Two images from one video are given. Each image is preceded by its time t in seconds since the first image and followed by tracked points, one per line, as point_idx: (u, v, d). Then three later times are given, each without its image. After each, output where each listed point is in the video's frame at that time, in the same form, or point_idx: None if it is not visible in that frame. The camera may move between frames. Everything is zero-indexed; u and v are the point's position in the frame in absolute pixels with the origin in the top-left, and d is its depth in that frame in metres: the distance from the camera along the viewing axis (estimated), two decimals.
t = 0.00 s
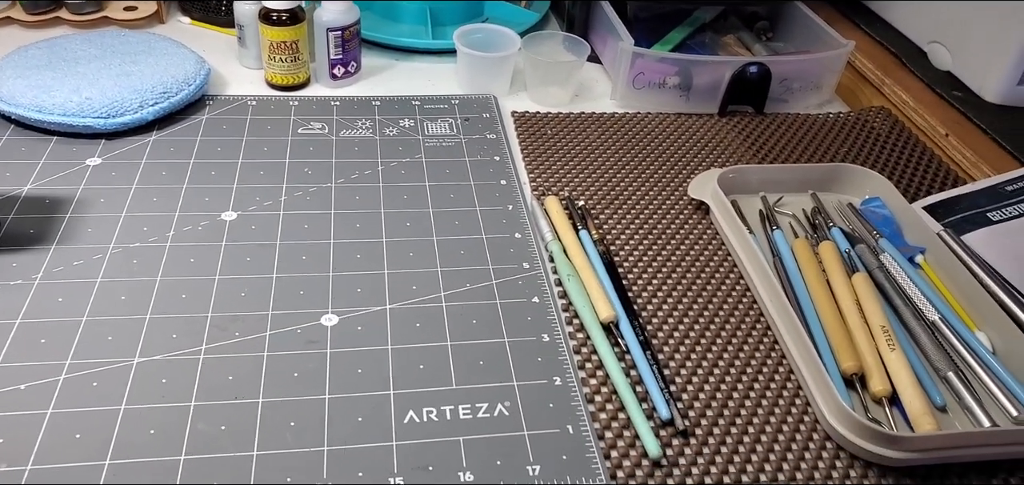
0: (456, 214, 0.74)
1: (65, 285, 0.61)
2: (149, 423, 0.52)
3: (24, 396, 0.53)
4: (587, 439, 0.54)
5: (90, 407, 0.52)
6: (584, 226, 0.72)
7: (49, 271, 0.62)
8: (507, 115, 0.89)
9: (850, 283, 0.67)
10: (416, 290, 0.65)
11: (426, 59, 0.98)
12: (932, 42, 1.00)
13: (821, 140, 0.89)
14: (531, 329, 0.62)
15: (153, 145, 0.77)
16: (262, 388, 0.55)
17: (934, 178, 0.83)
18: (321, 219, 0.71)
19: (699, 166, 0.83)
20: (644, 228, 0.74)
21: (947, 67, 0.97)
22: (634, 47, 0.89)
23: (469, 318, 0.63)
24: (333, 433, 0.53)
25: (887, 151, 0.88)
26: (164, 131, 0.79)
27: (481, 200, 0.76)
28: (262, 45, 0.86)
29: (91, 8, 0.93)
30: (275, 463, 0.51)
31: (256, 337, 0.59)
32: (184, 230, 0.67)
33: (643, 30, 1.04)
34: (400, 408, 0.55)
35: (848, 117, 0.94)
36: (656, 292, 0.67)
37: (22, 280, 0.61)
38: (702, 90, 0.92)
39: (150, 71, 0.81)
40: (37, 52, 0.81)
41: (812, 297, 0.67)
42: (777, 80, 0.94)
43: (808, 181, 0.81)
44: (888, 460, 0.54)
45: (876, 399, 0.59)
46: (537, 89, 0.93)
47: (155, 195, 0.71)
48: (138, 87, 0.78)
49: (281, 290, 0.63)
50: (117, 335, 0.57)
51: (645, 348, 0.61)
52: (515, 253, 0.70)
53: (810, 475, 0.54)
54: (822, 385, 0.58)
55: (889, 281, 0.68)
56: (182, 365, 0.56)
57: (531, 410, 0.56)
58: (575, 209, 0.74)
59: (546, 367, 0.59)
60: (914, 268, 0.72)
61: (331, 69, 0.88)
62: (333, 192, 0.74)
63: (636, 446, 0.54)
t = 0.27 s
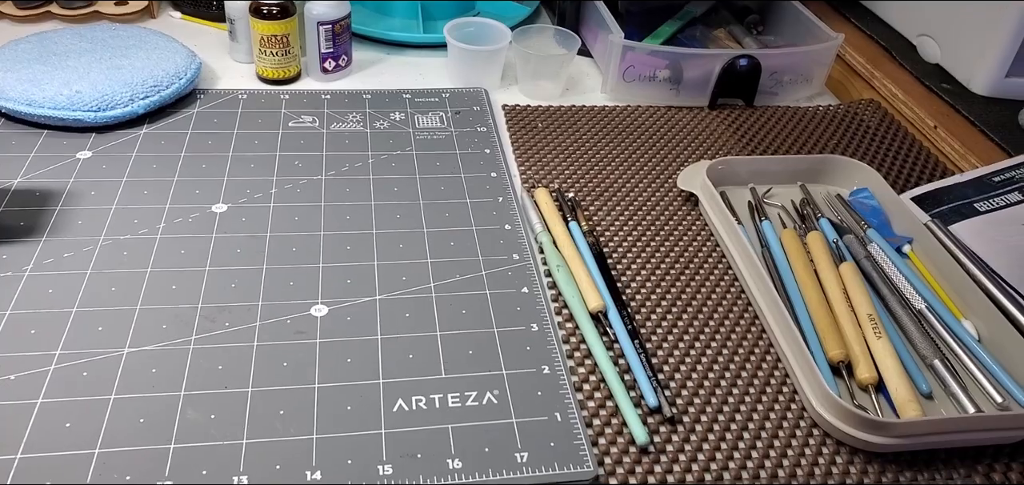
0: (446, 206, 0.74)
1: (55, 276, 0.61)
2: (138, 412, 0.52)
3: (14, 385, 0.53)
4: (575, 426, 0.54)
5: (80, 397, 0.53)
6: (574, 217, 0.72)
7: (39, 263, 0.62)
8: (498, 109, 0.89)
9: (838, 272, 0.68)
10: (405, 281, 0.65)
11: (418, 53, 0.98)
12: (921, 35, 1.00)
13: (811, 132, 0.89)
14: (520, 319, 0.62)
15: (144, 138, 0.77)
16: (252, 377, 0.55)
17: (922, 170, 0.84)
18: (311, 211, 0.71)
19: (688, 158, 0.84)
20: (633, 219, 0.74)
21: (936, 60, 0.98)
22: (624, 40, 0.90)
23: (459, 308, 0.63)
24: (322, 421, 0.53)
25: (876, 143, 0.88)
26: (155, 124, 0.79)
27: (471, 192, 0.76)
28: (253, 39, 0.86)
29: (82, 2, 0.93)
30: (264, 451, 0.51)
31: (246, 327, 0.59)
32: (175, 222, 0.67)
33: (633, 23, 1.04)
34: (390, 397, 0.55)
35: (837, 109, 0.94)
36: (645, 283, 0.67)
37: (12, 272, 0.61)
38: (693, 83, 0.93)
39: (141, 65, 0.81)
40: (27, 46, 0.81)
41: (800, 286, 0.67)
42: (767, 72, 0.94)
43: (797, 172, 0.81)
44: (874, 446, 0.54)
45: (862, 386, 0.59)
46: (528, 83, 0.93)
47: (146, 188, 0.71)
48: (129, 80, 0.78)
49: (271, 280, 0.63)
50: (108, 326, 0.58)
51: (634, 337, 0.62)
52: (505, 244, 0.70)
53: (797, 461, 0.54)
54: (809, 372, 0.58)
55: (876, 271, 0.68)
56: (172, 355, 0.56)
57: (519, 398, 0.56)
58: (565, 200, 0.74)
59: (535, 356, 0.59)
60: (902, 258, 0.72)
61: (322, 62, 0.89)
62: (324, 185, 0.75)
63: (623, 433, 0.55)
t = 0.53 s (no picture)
0: (446, 202, 0.74)
1: (60, 270, 0.62)
2: (143, 404, 0.53)
3: (20, 377, 0.53)
4: (575, 418, 0.55)
5: (85, 389, 0.53)
6: (573, 213, 0.72)
7: (44, 257, 0.63)
8: (498, 105, 0.90)
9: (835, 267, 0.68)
10: (406, 276, 0.66)
11: (418, 50, 0.99)
12: (919, 33, 1.01)
13: (809, 129, 0.90)
14: (520, 313, 0.63)
15: (147, 134, 0.78)
16: (255, 370, 0.56)
17: (920, 166, 0.84)
18: (312, 206, 0.72)
19: (687, 154, 0.84)
20: (632, 215, 0.75)
21: (934, 57, 0.98)
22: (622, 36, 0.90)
23: (459, 302, 0.63)
24: (324, 413, 0.53)
25: (874, 139, 0.89)
26: (157, 121, 0.80)
27: (471, 188, 0.77)
28: (253, 36, 0.87)
29: None
30: (268, 442, 0.51)
31: (249, 320, 0.60)
32: (177, 217, 0.68)
33: (633, 21, 1.04)
34: (391, 390, 0.56)
35: (835, 106, 0.95)
36: (644, 277, 0.68)
37: (17, 265, 0.62)
38: (691, 80, 0.93)
39: (143, 62, 0.82)
40: (30, 43, 0.82)
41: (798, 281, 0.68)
42: (765, 69, 0.95)
43: (794, 169, 0.82)
44: (871, 438, 0.54)
45: (859, 380, 0.59)
46: (527, 80, 0.93)
47: (149, 184, 0.71)
48: (131, 77, 0.79)
49: (273, 275, 0.64)
50: (112, 319, 0.58)
51: (632, 331, 0.62)
52: (505, 239, 0.70)
53: (794, 453, 0.55)
54: (806, 366, 0.58)
55: (874, 266, 0.69)
56: (176, 348, 0.57)
57: (519, 390, 0.57)
58: (564, 196, 0.75)
59: (534, 349, 0.60)
60: (899, 253, 0.72)
61: (322, 59, 0.89)
62: (325, 181, 0.75)
63: (622, 426, 0.55)
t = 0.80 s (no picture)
0: (454, 201, 0.74)
1: (69, 270, 0.62)
2: (154, 403, 0.53)
3: (32, 376, 0.53)
4: (586, 419, 0.55)
5: (97, 388, 0.53)
6: (581, 213, 0.72)
7: (54, 257, 0.63)
8: (504, 104, 0.89)
9: (845, 267, 0.68)
10: (415, 276, 0.66)
11: (423, 49, 0.99)
12: (928, 31, 1.01)
13: (817, 128, 0.90)
14: (530, 313, 0.63)
15: (154, 133, 0.78)
16: (266, 369, 0.56)
17: (929, 166, 0.84)
18: (321, 206, 0.72)
19: (695, 154, 0.84)
20: (641, 215, 0.75)
21: (943, 57, 0.98)
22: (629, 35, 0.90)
23: (468, 302, 0.63)
24: (335, 413, 0.53)
25: (882, 139, 0.88)
26: (164, 120, 0.80)
27: (479, 188, 0.76)
28: (260, 36, 0.87)
29: None
30: (280, 441, 0.51)
31: (258, 320, 0.60)
32: (186, 217, 0.68)
33: (639, 20, 1.04)
34: (401, 390, 0.56)
35: (842, 105, 0.94)
36: (653, 278, 0.68)
37: (28, 265, 0.62)
38: (698, 79, 0.93)
39: (151, 61, 0.82)
40: (38, 42, 0.82)
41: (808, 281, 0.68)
42: (773, 68, 0.95)
43: (803, 169, 0.82)
44: (883, 440, 0.54)
45: (871, 381, 0.59)
46: (534, 79, 0.93)
47: (157, 183, 0.71)
48: (139, 76, 0.79)
49: (283, 275, 0.64)
50: (122, 318, 0.58)
51: (642, 331, 0.62)
52: (513, 239, 0.70)
53: (806, 455, 0.55)
54: (817, 367, 0.58)
55: (884, 267, 0.69)
56: (187, 347, 0.57)
57: (530, 391, 0.57)
58: (572, 196, 0.75)
59: (544, 350, 0.60)
60: (910, 254, 0.72)
61: (329, 58, 0.89)
62: (333, 180, 0.75)
63: (633, 427, 0.55)
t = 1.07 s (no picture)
0: (469, 201, 0.74)
1: (90, 266, 0.62)
2: (174, 399, 0.53)
3: (54, 371, 0.54)
4: (603, 420, 0.55)
5: (118, 383, 0.54)
6: (596, 214, 0.72)
7: (75, 253, 0.63)
8: (518, 104, 0.89)
9: (862, 270, 0.68)
10: (431, 274, 0.66)
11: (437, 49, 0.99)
12: (943, 34, 1.01)
13: (831, 131, 0.90)
14: (546, 313, 0.63)
15: (171, 131, 0.78)
16: (284, 367, 0.56)
17: (945, 169, 0.84)
18: (337, 204, 0.72)
19: (710, 155, 0.84)
20: (656, 216, 0.75)
21: (958, 59, 0.98)
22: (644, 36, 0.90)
23: (485, 301, 0.64)
24: (353, 411, 0.54)
25: (897, 141, 0.88)
26: (181, 117, 0.80)
27: (494, 187, 0.76)
28: (276, 34, 0.87)
29: None
30: (299, 438, 0.52)
31: (277, 317, 0.60)
32: (204, 213, 0.68)
33: (653, 21, 1.04)
34: (419, 388, 0.56)
35: (857, 108, 0.94)
36: (669, 279, 0.68)
37: (49, 260, 0.62)
38: (712, 80, 0.93)
39: (169, 58, 0.82)
40: (58, 40, 0.83)
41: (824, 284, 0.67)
42: (787, 70, 0.95)
43: (818, 171, 0.82)
44: (901, 444, 0.54)
45: (889, 385, 0.59)
46: (548, 79, 0.93)
47: (175, 180, 0.72)
48: (157, 74, 0.80)
49: (300, 272, 0.64)
50: (142, 314, 0.59)
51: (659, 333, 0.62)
52: (528, 239, 0.70)
53: (824, 458, 0.55)
54: (835, 370, 0.58)
55: (901, 270, 0.68)
56: (206, 343, 0.57)
57: (547, 391, 0.57)
58: (588, 196, 0.75)
59: (561, 350, 0.60)
60: (927, 257, 0.72)
61: (344, 58, 0.89)
62: (349, 179, 0.75)
63: (651, 428, 0.55)
